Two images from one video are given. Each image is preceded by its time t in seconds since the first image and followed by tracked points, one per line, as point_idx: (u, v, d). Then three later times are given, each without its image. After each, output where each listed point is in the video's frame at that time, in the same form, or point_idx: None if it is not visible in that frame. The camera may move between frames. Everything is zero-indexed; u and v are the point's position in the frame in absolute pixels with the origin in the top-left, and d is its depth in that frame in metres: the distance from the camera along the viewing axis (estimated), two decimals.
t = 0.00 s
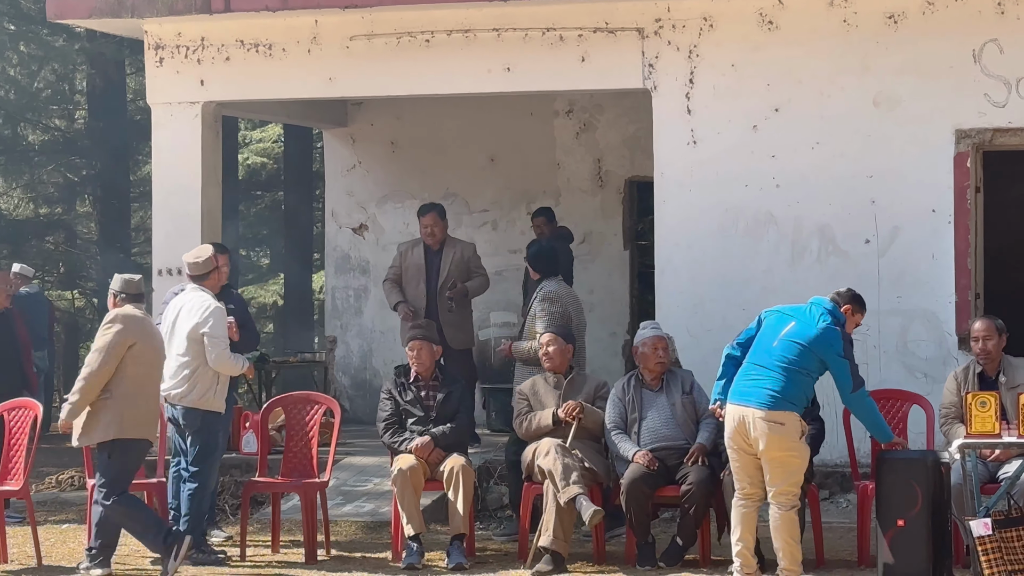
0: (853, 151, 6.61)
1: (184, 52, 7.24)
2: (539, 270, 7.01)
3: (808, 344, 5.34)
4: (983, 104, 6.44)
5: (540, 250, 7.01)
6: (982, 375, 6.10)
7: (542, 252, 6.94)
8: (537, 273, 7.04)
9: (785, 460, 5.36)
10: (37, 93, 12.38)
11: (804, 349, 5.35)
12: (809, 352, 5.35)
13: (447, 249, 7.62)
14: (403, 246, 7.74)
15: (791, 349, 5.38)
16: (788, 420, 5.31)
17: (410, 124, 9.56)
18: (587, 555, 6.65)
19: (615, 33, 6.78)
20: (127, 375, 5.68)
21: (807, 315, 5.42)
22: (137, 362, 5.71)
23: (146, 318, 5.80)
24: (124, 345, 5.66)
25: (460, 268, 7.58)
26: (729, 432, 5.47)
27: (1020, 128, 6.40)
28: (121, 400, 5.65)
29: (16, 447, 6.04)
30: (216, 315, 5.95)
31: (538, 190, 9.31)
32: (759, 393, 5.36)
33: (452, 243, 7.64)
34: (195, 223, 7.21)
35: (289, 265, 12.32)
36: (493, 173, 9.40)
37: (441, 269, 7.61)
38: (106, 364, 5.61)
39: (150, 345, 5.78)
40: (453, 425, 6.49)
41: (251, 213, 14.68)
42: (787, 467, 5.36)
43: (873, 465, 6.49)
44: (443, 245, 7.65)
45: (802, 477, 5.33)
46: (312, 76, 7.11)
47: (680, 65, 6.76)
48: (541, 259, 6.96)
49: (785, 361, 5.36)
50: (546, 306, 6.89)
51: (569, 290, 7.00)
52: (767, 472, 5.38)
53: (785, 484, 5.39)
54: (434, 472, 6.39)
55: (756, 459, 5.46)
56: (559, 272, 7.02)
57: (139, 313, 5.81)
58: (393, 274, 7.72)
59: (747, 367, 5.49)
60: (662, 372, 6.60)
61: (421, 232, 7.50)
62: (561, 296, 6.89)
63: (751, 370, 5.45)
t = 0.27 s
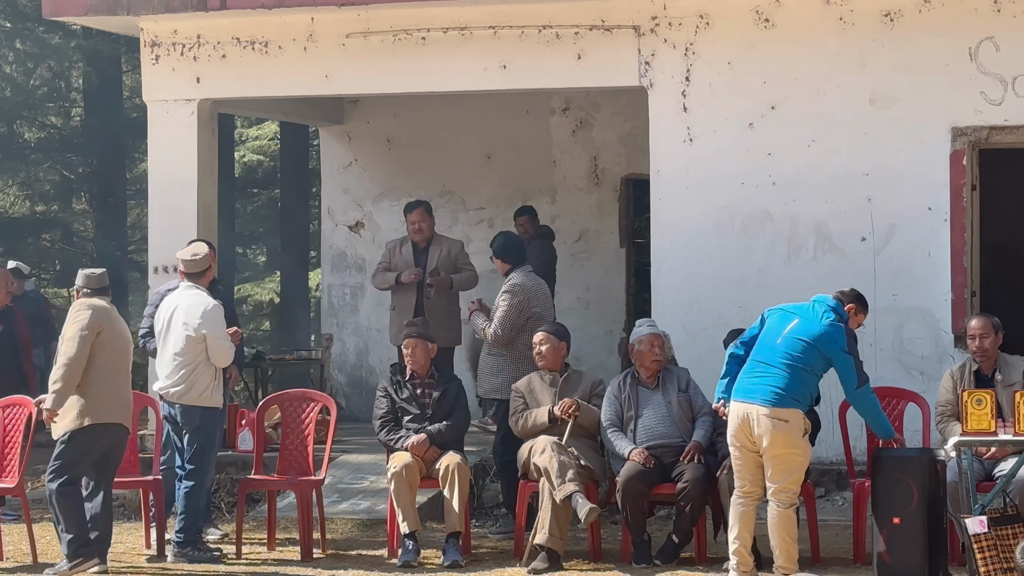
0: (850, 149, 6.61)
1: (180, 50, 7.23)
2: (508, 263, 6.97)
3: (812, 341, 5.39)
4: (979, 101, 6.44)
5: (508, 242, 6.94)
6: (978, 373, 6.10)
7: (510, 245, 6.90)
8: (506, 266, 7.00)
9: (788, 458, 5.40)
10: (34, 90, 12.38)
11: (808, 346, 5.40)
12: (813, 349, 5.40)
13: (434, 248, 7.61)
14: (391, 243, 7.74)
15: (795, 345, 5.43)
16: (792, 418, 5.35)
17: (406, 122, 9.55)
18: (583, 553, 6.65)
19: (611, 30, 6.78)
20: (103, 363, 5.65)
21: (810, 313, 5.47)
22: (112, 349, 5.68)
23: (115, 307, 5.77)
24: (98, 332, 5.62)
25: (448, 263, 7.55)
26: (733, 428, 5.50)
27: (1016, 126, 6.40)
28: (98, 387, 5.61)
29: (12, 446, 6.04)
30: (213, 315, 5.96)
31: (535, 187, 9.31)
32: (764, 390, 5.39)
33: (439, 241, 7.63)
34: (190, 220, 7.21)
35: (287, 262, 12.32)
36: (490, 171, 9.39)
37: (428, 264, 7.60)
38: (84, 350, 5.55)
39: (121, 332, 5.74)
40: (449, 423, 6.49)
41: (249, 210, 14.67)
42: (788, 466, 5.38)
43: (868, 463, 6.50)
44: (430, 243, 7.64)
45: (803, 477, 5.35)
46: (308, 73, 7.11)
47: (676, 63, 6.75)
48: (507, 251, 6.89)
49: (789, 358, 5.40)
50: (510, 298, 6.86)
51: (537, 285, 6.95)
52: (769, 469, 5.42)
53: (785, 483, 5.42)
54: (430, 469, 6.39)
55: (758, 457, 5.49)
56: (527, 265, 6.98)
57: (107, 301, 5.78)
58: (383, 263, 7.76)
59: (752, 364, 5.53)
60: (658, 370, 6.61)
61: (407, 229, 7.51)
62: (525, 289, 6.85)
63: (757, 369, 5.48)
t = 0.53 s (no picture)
0: (848, 147, 6.60)
1: (178, 47, 7.23)
2: (484, 262, 6.95)
3: (813, 338, 5.39)
4: (978, 99, 6.44)
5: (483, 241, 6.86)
6: (976, 371, 6.09)
7: (484, 244, 6.88)
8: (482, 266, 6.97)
9: (788, 456, 5.39)
10: (32, 88, 12.36)
11: (809, 343, 5.39)
12: (815, 346, 5.40)
13: (432, 249, 7.62)
14: (391, 242, 7.79)
15: (797, 342, 5.43)
16: (793, 415, 5.34)
17: (405, 120, 9.55)
18: (582, 550, 6.64)
19: (610, 28, 6.77)
20: (70, 365, 5.52)
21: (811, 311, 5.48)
22: (80, 352, 5.55)
23: (90, 306, 5.67)
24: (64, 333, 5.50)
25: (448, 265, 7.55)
26: (733, 426, 5.49)
27: (1015, 123, 6.40)
28: (64, 389, 5.48)
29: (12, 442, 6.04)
30: (212, 312, 5.95)
31: (533, 185, 9.31)
32: (765, 387, 5.38)
33: (438, 243, 7.64)
34: (188, 217, 7.20)
35: (285, 260, 12.31)
36: (488, 169, 9.39)
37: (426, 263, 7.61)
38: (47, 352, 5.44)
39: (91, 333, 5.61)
40: (447, 420, 6.49)
41: (247, 208, 14.66)
42: (788, 463, 5.38)
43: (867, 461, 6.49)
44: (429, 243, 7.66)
45: (803, 474, 5.34)
46: (307, 70, 7.10)
47: (675, 60, 6.75)
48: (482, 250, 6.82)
49: (791, 355, 5.40)
50: (486, 297, 6.82)
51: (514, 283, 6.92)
52: (769, 467, 5.41)
53: (785, 481, 5.41)
54: (428, 467, 6.38)
55: (758, 454, 5.49)
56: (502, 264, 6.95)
57: (80, 301, 5.66)
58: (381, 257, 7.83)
59: (753, 362, 5.53)
60: (656, 367, 6.60)
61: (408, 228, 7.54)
62: (503, 288, 6.82)
63: (758, 367, 5.48)
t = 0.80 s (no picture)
0: (851, 145, 6.60)
1: (180, 45, 7.23)
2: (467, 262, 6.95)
3: (816, 336, 5.40)
4: (980, 97, 6.44)
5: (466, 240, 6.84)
6: (979, 369, 6.09)
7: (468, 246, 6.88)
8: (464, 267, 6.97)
9: (791, 454, 5.39)
10: (34, 86, 12.36)
11: (812, 341, 5.39)
12: (816, 344, 5.40)
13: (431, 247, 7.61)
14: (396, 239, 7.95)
15: (798, 340, 5.43)
16: (796, 413, 5.35)
17: (407, 118, 9.55)
18: (584, 549, 6.64)
19: (612, 26, 6.77)
20: (33, 364, 5.48)
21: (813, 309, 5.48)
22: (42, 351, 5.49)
23: (62, 303, 5.61)
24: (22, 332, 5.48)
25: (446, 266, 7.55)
26: (736, 424, 5.50)
27: (1017, 122, 6.40)
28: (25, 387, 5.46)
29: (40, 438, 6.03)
30: (214, 310, 5.95)
31: (535, 183, 9.30)
32: (768, 385, 5.39)
33: (439, 239, 7.62)
34: (190, 214, 7.20)
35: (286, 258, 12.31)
36: (491, 167, 9.39)
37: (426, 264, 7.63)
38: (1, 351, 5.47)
39: (55, 332, 5.53)
40: (449, 418, 6.49)
41: (250, 207, 14.65)
42: (791, 462, 5.38)
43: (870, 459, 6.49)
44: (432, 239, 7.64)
45: (806, 473, 5.35)
46: (309, 68, 7.10)
47: (677, 58, 6.75)
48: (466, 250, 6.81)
49: (793, 354, 5.40)
50: (467, 298, 6.82)
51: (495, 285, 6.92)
52: (772, 465, 5.41)
53: (788, 480, 5.42)
54: (430, 465, 6.38)
55: (761, 453, 5.49)
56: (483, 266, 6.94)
57: (51, 298, 5.61)
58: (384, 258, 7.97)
59: (755, 360, 5.53)
60: (659, 366, 6.61)
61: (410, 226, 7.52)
62: (483, 289, 6.82)
63: (760, 365, 5.48)
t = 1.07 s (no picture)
0: (859, 145, 6.59)
1: (187, 45, 7.23)
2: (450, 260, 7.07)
3: (822, 335, 5.39)
4: (988, 97, 6.43)
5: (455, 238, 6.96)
6: (987, 369, 6.08)
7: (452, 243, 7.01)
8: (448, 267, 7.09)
9: (799, 454, 5.38)
10: (41, 86, 12.36)
11: (818, 340, 5.39)
12: (822, 343, 5.39)
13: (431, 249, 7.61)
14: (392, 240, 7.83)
15: (803, 339, 5.42)
16: (803, 413, 5.34)
17: (414, 118, 9.55)
18: (591, 548, 6.64)
19: (620, 25, 6.77)
20: (29, 364, 5.39)
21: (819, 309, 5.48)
22: (35, 351, 5.39)
23: (62, 301, 5.47)
24: (19, 333, 5.43)
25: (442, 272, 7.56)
26: (743, 424, 5.49)
27: None
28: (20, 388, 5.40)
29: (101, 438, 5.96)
30: (220, 309, 5.93)
31: (542, 183, 9.30)
32: (775, 385, 5.38)
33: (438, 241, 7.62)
34: (199, 213, 7.20)
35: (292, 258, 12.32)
36: (497, 167, 9.39)
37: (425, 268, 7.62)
38: (5, 352, 5.48)
39: (48, 331, 5.40)
40: (456, 418, 6.49)
41: (256, 207, 14.66)
42: (799, 461, 5.38)
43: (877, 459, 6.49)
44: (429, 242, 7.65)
45: (813, 472, 5.34)
46: (316, 67, 7.10)
47: (685, 58, 6.74)
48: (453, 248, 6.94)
49: (800, 353, 5.40)
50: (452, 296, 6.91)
51: (479, 281, 7.04)
52: (779, 465, 5.41)
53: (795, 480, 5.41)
54: (437, 464, 6.38)
55: (768, 453, 5.48)
56: (467, 264, 7.07)
57: (56, 297, 5.50)
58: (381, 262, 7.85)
59: (761, 360, 5.52)
60: (666, 365, 6.60)
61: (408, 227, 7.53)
62: (465, 285, 6.93)
63: (767, 365, 5.47)
